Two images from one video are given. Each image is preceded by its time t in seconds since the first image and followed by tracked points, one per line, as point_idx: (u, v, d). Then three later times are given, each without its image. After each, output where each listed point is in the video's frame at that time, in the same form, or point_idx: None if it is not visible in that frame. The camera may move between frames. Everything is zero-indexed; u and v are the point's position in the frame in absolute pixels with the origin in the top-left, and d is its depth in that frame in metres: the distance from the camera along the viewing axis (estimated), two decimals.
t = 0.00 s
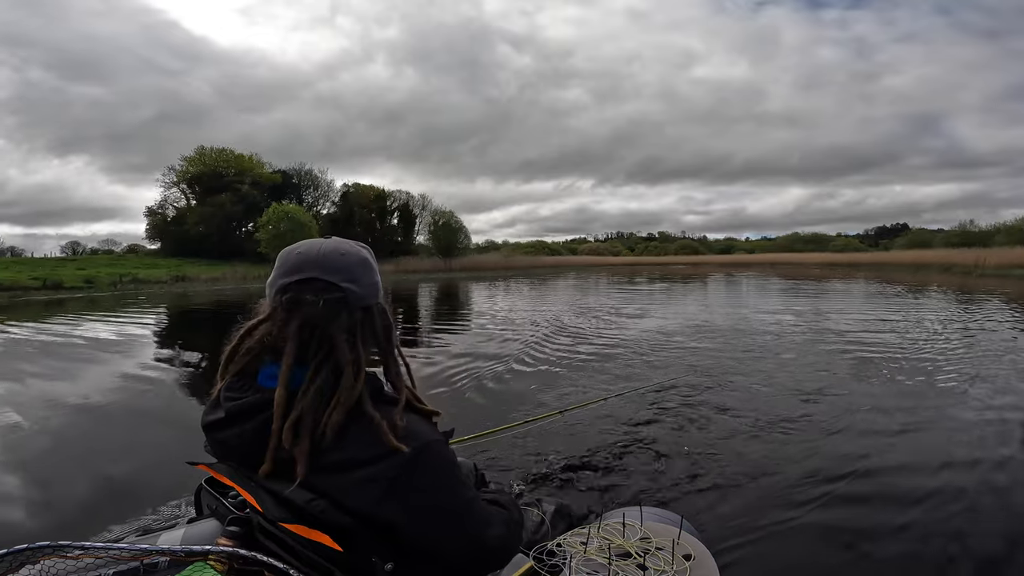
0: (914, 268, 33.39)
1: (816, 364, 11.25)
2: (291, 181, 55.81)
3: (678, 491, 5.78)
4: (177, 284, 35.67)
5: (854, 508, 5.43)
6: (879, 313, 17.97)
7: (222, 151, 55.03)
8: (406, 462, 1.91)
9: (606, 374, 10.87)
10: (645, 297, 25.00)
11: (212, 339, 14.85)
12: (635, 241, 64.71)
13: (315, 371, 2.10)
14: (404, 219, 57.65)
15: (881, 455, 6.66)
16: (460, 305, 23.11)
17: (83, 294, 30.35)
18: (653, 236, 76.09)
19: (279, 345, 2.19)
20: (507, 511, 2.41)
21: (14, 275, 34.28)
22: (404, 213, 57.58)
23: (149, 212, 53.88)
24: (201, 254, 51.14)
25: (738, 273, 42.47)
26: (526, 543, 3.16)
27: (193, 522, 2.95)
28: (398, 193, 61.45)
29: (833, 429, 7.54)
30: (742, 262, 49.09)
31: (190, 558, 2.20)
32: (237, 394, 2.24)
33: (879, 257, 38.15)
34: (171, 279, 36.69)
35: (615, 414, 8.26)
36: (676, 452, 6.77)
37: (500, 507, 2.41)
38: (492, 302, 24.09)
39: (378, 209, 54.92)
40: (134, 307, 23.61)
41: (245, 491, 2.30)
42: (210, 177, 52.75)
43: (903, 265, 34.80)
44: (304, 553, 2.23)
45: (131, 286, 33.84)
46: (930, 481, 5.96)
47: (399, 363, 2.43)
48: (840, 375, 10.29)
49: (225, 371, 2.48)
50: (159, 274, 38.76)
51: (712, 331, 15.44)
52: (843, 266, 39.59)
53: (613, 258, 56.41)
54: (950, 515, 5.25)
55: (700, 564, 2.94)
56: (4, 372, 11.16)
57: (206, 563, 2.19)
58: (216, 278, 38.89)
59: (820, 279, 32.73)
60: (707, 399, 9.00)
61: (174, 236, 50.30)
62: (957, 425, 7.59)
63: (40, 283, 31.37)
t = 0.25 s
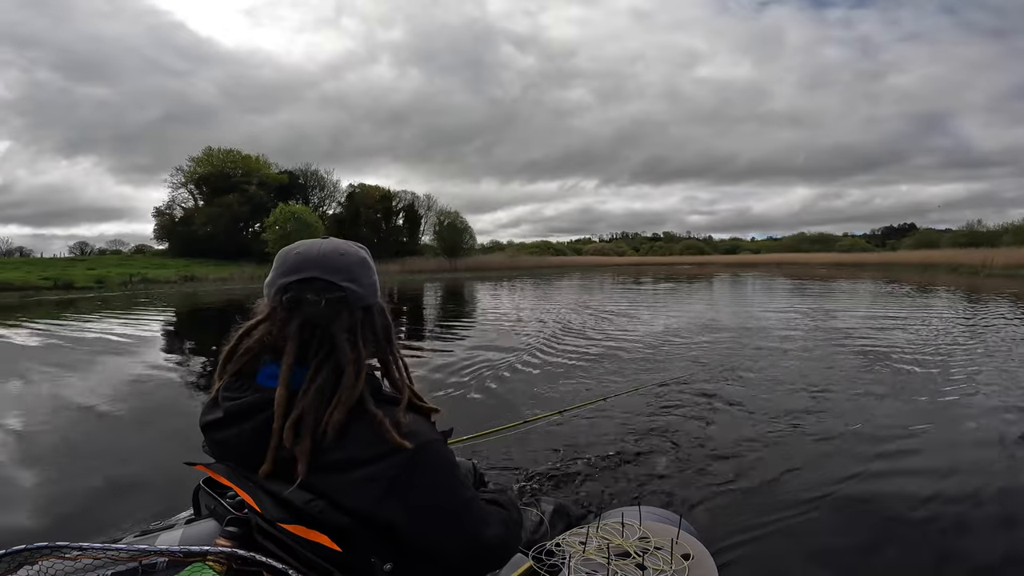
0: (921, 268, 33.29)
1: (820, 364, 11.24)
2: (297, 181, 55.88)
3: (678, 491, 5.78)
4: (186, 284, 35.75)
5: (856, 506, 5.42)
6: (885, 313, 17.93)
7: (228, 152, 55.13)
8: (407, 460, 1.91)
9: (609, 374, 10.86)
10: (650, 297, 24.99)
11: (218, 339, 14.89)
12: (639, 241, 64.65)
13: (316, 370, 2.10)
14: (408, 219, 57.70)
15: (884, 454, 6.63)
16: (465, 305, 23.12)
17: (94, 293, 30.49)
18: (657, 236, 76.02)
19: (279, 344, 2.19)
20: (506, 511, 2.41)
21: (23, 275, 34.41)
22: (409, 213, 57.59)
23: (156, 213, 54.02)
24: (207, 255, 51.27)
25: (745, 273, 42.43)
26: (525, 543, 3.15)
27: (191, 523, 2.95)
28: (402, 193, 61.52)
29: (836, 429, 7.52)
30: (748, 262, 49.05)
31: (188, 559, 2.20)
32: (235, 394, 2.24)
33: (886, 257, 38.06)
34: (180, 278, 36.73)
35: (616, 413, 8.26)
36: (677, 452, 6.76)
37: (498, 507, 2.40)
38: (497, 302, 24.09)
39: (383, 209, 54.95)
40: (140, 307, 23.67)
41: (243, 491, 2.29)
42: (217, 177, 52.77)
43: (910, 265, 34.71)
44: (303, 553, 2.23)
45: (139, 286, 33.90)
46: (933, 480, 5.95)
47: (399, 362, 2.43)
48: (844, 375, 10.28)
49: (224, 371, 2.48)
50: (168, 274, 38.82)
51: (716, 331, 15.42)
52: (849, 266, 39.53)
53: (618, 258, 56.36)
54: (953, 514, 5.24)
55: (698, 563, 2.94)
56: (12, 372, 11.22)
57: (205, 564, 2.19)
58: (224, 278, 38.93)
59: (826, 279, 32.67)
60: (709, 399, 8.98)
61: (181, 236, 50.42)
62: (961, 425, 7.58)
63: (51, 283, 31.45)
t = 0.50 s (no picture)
0: (928, 269, 33.19)
1: (825, 364, 11.20)
2: (304, 182, 56.07)
3: (680, 490, 5.76)
4: (196, 283, 35.90)
5: (856, 505, 5.42)
6: (891, 313, 17.88)
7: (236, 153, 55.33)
8: (406, 461, 1.91)
9: (612, 374, 10.85)
10: (655, 297, 24.97)
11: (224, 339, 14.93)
12: (644, 241, 64.59)
13: (315, 370, 2.10)
14: (414, 220, 57.78)
15: (889, 455, 6.60)
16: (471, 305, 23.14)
17: (105, 293, 30.68)
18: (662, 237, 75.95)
19: (276, 345, 2.19)
20: (505, 511, 2.41)
21: (34, 275, 34.61)
22: (415, 213, 57.62)
23: (165, 214, 54.29)
24: (215, 255, 51.47)
25: (750, 273, 42.37)
26: (524, 543, 3.14)
27: (188, 523, 2.95)
28: (408, 194, 61.64)
29: (840, 429, 7.49)
30: (754, 262, 49.00)
31: (187, 560, 2.21)
32: (233, 395, 2.24)
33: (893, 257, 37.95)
34: (189, 279, 36.84)
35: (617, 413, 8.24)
36: (678, 452, 6.74)
37: (497, 507, 2.40)
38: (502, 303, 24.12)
39: (389, 209, 55.02)
40: (148, 307, 23.77)
41: (240, 492, 2.29)
42: (226, 178, 52.86)
43: (917, 265, 34.62)
44: (301, 554, 2.23)
45: (150, 285, 34.06)
46: (936, 479, 5.94)
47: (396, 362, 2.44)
48: (848, 375, 10.26)
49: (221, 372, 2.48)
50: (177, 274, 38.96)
51: (722, 331, 15.40)
52: (856, 267, 39.40)
53: (624, 258, 56.33)
54: (955, 512, 5.24)
55: (697, 563, 2.93)
56: (21, 372, 11.29)
57: (203, 565, 2.21)
58: (233, 278, 39.05)
59: (832, 280, 32.60)
60: (712, 399, 8.96)
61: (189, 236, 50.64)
62: (966, 426, 7.54)
63: (63, 283, 31.63)
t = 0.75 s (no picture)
0: (937, 268, 32.99)
1: (831, 364, 11.15)
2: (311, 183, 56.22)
3: (680, 490, 5.75)
4: (205, 283, 36.01)
5: (858, 506, 5.41)
6: (899, 313, 17.78)
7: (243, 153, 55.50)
8: (405, 460, 1.91)
9: (616, 374, 10.82)
10: (661, 297, 24.94)
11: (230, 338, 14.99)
12: (650, 241, 64.47)
13: (314, 371, 2.10)
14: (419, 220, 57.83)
15: (893, 456, 6.55)
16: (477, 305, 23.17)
17: (116, 293, 30.82)
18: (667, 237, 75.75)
19: (273, 345, 2.18)
20: (502, 512, 2.40)
21: (44, 275, 34.85)
22: (421, 213, 57.33)
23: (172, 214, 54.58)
24: (223, 255, 51.68)
25: (757, 273, 42.19)
26: (522, 543, 3.14)
27: (186, 523, 2.95)
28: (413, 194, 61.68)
29: (845, 430, 7.44)
30: (760, 262, 48.85)
31: (183, 561, 2.21)
32: (230, 396, 2.24)
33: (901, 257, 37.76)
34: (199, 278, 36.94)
35: (618, 413, 8.22)
36: (679, 452, 6.73)
37: (494, 507, 2.40)
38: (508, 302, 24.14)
39: (395, 210, 55.01)
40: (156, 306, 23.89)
41: (237, 492, 2.28)
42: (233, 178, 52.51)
43: (925, 265, 34.44)
44: (298, 554, 2.22)
45: (160, 284, 34.23)
46: (940, 481, 5.91)
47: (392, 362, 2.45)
48: (854, 375, 10.21)
49: (217, 373, 2.47)
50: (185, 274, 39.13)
51: (728, 331, 15.36)
52: (863, 267, 39.23)
53: (630, 258, 56.23)
54: (957, 515, 5.21)
55: (695, 563, 2.92)
56: (30, 370, 11.35)
57: (200, 565, 2.20)
58: (242, 278, 39.09)
59: (840, 279, 32.47)
60: (715, 399, 8.94)
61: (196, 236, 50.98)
62: (972, 427, 7.50)
63: (74, 283, 31.90)
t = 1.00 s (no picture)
0: (944, 268, 32.83)
1: (836, 364, 11.11)
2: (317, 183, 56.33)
3: (682, 490, 5.73)
4: (213, 284, 36.13)
5: (861, 507, 5.38)
6: (905, 313, 17.71)
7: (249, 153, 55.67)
8: (406, 460, 1.91)
9: (620, 374, 10.78)
10: (666, 297, 24.90)
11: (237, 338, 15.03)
12: (655, 241, 64.37)
13: (318, 370, 2.11)
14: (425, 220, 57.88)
15: (899, 457, 6.51)
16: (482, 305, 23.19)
17: (126, 292, 30.99)
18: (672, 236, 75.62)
19: (276, 346, 2.19)
20: (501, 512, 2.40)
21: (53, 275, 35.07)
22: (426, 214, 56.95)
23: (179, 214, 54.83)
24: (231, 255, 51.93)
25: (764, 273, 42.02)
26: (522, 542, 3.13)
27: (186, 524, 2.95)
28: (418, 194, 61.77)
29: (851, 430, 7.40)
30: (766, 262, 48.73)
31: (183, 561, 2.21)
32: (230, 396, 2.24)
33: (908, 256, 37.59)
34: (207, 278, 37.09)
35: (618, 413, 8.21)
36: (680, 452, 6.71)
37: (494, 507, 2.40)
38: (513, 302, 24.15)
39: (400, 210, 55.01)
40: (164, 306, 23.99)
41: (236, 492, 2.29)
42: (240, 179, 52.54)
43: (933, 265, 34.28)
44: (298, 554, 2.22)
45: (170, 284, 34.37)
46: (945, 483, 5.88)
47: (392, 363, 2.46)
48: (859, 375, 10.17)
49: (217, 374, 2.47)
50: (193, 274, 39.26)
51: (733, 331, 15.33)
52: (870, 267, 39.08)
53: (635, 258, 56.17)
54: (962, 516, 5.19)
55: (695, 562, 2.91)
56: (39, 369, 11.43)
57: (200, 566, 2.20)
58: (249, 278, 39.14)
59: (846, 279, 32.36)
60: (719, 399, 8.91)
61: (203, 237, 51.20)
62: (978, 428, 7.45)
63: (85, 283, 32.10)
